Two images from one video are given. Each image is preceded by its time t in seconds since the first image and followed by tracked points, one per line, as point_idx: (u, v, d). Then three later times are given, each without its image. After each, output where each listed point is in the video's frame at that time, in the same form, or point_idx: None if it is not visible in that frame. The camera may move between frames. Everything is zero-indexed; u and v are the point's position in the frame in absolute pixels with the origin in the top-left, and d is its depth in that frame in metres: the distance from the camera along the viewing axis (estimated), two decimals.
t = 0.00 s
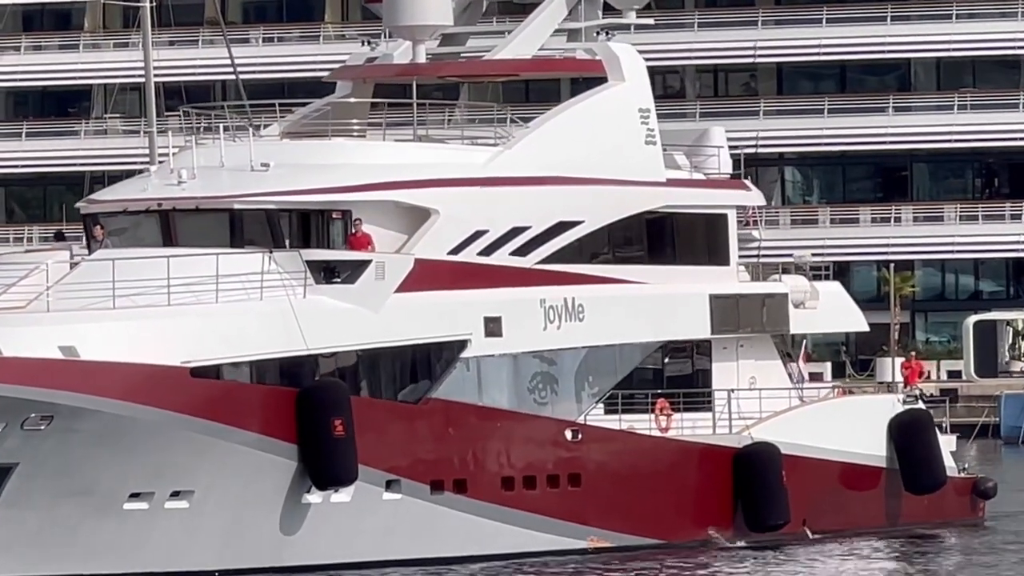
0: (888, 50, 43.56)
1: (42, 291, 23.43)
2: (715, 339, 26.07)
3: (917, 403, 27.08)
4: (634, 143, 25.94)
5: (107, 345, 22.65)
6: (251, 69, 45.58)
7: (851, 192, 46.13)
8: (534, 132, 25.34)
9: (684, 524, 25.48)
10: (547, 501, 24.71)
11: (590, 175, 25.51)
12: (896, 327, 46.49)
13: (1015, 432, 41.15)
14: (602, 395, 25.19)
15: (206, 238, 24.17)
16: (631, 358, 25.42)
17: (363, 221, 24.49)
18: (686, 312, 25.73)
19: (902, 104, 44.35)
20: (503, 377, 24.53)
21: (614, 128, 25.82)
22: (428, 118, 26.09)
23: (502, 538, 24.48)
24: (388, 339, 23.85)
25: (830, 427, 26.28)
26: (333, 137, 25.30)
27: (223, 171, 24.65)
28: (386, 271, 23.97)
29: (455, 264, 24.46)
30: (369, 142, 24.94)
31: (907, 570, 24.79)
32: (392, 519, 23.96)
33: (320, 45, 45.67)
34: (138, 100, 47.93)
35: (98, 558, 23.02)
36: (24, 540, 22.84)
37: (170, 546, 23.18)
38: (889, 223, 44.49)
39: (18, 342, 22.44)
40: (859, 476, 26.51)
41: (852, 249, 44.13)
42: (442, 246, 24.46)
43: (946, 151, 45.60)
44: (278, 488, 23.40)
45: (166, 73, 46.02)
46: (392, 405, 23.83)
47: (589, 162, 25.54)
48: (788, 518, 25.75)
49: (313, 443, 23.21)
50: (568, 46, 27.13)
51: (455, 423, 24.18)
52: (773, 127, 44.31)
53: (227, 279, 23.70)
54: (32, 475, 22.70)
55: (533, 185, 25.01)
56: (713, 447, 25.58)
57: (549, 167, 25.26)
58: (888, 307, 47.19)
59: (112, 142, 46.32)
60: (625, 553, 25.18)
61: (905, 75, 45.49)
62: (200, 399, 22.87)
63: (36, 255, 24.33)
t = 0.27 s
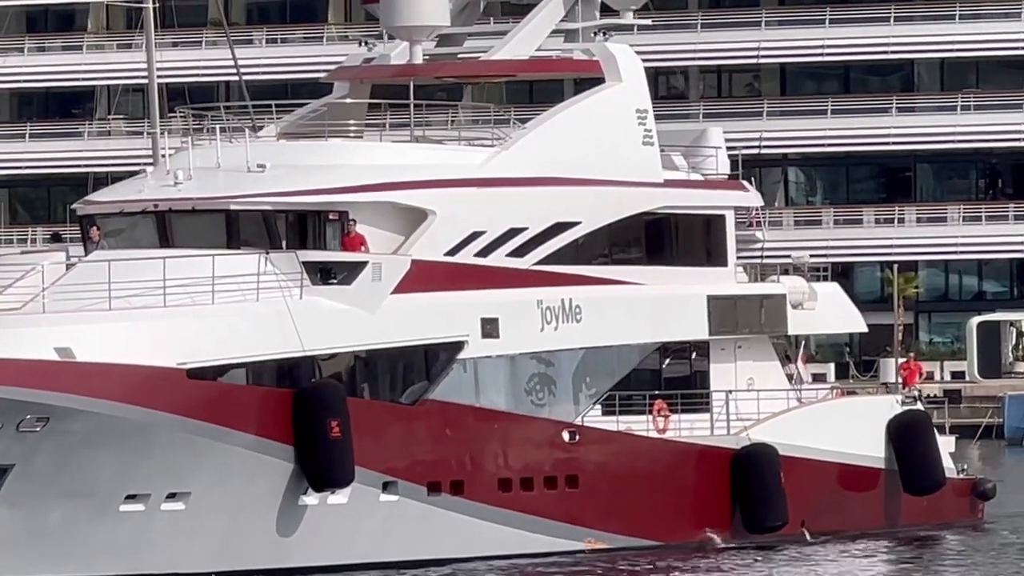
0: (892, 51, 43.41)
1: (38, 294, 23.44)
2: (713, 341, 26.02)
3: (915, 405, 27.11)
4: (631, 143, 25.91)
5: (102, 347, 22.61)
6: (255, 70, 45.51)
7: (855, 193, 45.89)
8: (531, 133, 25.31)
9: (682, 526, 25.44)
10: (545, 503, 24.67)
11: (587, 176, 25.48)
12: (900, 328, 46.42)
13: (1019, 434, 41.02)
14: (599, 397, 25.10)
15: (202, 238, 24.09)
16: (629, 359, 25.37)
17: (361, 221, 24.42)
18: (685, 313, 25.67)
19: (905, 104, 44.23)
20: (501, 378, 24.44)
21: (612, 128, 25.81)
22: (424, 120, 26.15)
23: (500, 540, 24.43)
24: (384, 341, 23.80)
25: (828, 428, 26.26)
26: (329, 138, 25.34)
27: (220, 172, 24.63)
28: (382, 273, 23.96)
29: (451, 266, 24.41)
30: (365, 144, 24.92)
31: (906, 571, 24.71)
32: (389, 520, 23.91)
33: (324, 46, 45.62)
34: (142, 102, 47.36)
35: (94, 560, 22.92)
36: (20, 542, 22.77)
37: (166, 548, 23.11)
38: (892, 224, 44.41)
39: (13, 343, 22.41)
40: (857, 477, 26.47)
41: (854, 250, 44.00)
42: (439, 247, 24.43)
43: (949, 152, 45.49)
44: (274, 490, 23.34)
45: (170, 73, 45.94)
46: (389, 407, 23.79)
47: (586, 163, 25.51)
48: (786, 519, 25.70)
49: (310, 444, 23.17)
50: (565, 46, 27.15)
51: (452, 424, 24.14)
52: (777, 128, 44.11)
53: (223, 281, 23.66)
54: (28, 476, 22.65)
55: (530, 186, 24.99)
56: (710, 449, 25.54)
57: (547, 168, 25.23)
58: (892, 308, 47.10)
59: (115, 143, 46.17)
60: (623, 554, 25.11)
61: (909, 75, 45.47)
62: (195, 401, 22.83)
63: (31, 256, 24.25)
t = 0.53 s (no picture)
0: (893, 51, 43.19)
1: (32, 294, 23.45)
2: (709, 342, 25.98)
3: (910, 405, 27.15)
4: (626, 143, 25.88)
5: (95, 348, 22.57)
6: (257, 71, 45.42)
7: (856, 194, 45.82)
8: (527, 133, 25.29)
9: (678, 526, 25.39)
10: (540, 503, 24.64)
11: (583, 176, 25.44)
12: (901, 328, 46.34)
13: (1021, 434, 41.09)
14: (595, 397, 25.08)
15: (196, 238, 24.08)
16: (624, 360, 25.36)
17: (355, 222, 24.39)
18: (681, 313, 25.66)
19: (907, 104, 44.10)
20: (496, 378, 24.41)
21: (608, 128, 25.78)
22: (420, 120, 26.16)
23: (495, 540, 24.40)
24: (379, 341, 23.77)
25: (824, 429, 26.23)
26: (324, 137, 25.42)
27: (214, 173, 24.61)
28: (377, 274, 23.90)
29: (447, 266, 24.41)
30: (360, 144, 24.87)
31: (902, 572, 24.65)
32: (384, 521, 23.88)
33: (326, 48, 45.52)
34: (143, 102, 47.30)
35: (88, 561, 22.93)
36: (14, 543, 22.76)
37: (160, 549, 23.08)
38: (893, 224, 44.12)
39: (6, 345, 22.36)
40: (854, 477, 26.43)
41: (856, 250, 43.66)
42: (434, 247, 24.40)
43: (951, 152, 45.40)
44: (269, 490, 23.30)
45: (172, 74, 45.83)
46: (383, 407, 23.77)
47: (582, 163, 25.48)
48: (782, 520, 25.68)
49: (305, 445, 23.14)
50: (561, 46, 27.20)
51: (447, 425, 24.10)
52: (778, 129, 43.85)
53: (218, 281, 23.61)
54: (21, 477, 22.61)
55: (526, 186, 24.96)
56: (706, 449, 25.49)
57: (542, 168, 25.19)
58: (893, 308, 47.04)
59: (116, 145, 45.92)
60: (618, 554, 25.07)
61: (910, 76, 45.38)
62: (189, 402, 22.78)
63: (28, 258, 24.27)
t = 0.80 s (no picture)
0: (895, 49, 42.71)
1: (25, 292, 23.44)
2: (704, 339, 25.95)
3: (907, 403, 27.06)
4: (621, 141, 25.90)
5: (88, 346, 22.49)
6: (258, 68, 45.29)
7: (857, 190, 45.69)
8: (522, 131, 25.30)
9: (674, 524, 25.35)
10: (535, 501, 24.59)
11: (578, 173, 25.44)
12: (902, 325, 46.20)
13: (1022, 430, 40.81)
14: (590, 395, 25.07)
15: (190, 236, 24.05)
16: (620, 358, 25.33)
17: (350, 220, 24.36)
18: (676, 310, 25.60)
19: (908, 102, 43.95)
20: (491, 376, 24.40)
21: (602, 125, 25.79)
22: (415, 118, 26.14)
23: (490, 539, 24.36)
24: (373, 339, 23.73)
25: (820, 426, 26.15)
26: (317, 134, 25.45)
27: (208, 170, 24.57)
28: (372, 271, 23.85)
29: (442, 264, 24.35)
30: (355, 141, 24.79)
31: (898, 570, 24.58)
32: (378, 519, 23.84)
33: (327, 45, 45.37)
34: (143, 100, 47.18)
35: (83, 560, 22.90)
36: (7, 541, 22.74)
37: (154, 547, 23.04)
38: (895, 221, 43.85)
39: None
40: (850, 475, 26.40)
41: (856, 247, 43.47)
42: (429, 245, 24.36)
43: (951, 149, 45.27)
44: (262, 488, 23.26)
45: (172, 72, 45.72)
46: (378, 405, 23.71)
47: (577, 161, 25.51)
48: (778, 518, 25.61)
49: (298, 443, 23.09)
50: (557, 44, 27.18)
51: (441, 423, 24.06)
52: (781, 127, 43.54)
53: (211, 279, 23.58)
54: (14, 475, 22.60)
55: (520, 183, 24.92)
56: (702, 447, 25.44)
57: (537, 165, 25.21)
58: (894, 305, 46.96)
59: (116, 142, 45.70)
60: (614, 552, 25.02)
61: (911, 73, 45.08)
62: (182, 400, 22.72)
63: (21, 254, 24.27)
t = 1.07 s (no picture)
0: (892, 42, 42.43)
1: (17, 286, 23.35)
2: (698, 333, 25.92)
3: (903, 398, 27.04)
4: (616, 134, 25.88)
5: (80, 341, 22.40)
6: (259, 63, 45.18)
7: (857, 185, 45.74)
8: (515, 124, 25.29)
9: (668, 518, 25.31)
10: (529, 496, 24.55)
11: (572, 167, 25.43)
12: (902, 319, 46.12)
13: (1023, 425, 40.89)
14: (584, 389, 25.02)
15: (183, 230, 24.02)
16: (614, 352, 25.26)
17: (342, 214, 24.32)
18: (670, 303, 25.55)
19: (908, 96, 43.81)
20: (484, 370, 24.35)
21: (596, 118, 25.76)
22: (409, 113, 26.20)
23: (484, 533, 24.31)
24: (366, 334, 23.69)
25: (814, 420, 26.15)
26: (309, 127, 25.51)
27: (201, 164, 24.49)
28: (364, 265, 23.80)
29: (435, 258, 24.33)
30: (350, 136, 24.81)
31: (892, 564, 24.53)
32: (371, 514, 23.78)
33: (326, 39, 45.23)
34: (143, 95, 47.04)
35: (74, 554, 22.88)
36: None
37: (146, 542, 23.02)
38: (895, 215, 43.93)
39: None
40: (845, 469, 26.37)
41: (856, 241, 43.37)
42: (422, 239, 24.32)
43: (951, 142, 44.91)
44: (255, 484, 23.22)
45: (172, 68, 45.63)
46: (371, 399, 23.67)
47: (571, 155, 25.48)
48: (772, 512, 25.57)
49: (291, 437, 23.04)
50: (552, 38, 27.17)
51: (435, 418, 24.03)
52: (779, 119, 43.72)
53: (204, 274, 23.52)
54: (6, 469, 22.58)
55: (514, 177, 24.90)
56: (696, 441, 25.39)
57: (530, 159, 25.18)
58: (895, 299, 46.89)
59: (116, 136, 45.56)
60: (607, 546, 24.97)
61: (910, 67, 45.23)
62: (175, 395, 22.65)
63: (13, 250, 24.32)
